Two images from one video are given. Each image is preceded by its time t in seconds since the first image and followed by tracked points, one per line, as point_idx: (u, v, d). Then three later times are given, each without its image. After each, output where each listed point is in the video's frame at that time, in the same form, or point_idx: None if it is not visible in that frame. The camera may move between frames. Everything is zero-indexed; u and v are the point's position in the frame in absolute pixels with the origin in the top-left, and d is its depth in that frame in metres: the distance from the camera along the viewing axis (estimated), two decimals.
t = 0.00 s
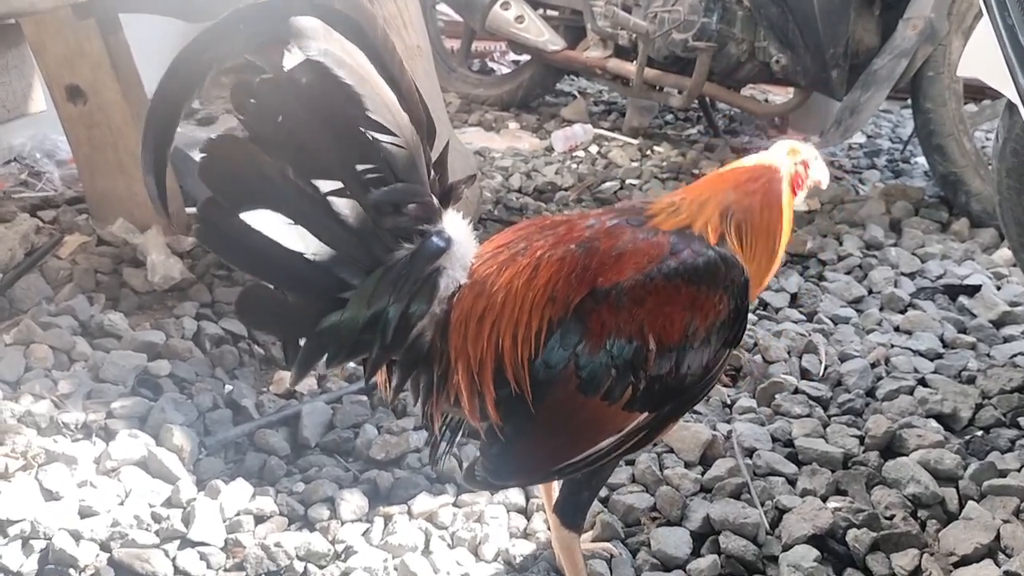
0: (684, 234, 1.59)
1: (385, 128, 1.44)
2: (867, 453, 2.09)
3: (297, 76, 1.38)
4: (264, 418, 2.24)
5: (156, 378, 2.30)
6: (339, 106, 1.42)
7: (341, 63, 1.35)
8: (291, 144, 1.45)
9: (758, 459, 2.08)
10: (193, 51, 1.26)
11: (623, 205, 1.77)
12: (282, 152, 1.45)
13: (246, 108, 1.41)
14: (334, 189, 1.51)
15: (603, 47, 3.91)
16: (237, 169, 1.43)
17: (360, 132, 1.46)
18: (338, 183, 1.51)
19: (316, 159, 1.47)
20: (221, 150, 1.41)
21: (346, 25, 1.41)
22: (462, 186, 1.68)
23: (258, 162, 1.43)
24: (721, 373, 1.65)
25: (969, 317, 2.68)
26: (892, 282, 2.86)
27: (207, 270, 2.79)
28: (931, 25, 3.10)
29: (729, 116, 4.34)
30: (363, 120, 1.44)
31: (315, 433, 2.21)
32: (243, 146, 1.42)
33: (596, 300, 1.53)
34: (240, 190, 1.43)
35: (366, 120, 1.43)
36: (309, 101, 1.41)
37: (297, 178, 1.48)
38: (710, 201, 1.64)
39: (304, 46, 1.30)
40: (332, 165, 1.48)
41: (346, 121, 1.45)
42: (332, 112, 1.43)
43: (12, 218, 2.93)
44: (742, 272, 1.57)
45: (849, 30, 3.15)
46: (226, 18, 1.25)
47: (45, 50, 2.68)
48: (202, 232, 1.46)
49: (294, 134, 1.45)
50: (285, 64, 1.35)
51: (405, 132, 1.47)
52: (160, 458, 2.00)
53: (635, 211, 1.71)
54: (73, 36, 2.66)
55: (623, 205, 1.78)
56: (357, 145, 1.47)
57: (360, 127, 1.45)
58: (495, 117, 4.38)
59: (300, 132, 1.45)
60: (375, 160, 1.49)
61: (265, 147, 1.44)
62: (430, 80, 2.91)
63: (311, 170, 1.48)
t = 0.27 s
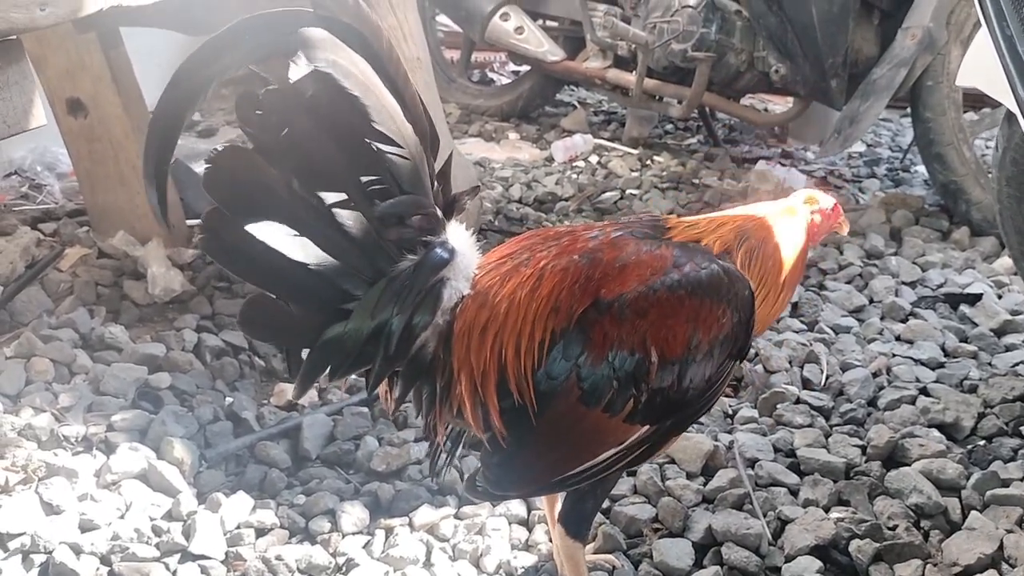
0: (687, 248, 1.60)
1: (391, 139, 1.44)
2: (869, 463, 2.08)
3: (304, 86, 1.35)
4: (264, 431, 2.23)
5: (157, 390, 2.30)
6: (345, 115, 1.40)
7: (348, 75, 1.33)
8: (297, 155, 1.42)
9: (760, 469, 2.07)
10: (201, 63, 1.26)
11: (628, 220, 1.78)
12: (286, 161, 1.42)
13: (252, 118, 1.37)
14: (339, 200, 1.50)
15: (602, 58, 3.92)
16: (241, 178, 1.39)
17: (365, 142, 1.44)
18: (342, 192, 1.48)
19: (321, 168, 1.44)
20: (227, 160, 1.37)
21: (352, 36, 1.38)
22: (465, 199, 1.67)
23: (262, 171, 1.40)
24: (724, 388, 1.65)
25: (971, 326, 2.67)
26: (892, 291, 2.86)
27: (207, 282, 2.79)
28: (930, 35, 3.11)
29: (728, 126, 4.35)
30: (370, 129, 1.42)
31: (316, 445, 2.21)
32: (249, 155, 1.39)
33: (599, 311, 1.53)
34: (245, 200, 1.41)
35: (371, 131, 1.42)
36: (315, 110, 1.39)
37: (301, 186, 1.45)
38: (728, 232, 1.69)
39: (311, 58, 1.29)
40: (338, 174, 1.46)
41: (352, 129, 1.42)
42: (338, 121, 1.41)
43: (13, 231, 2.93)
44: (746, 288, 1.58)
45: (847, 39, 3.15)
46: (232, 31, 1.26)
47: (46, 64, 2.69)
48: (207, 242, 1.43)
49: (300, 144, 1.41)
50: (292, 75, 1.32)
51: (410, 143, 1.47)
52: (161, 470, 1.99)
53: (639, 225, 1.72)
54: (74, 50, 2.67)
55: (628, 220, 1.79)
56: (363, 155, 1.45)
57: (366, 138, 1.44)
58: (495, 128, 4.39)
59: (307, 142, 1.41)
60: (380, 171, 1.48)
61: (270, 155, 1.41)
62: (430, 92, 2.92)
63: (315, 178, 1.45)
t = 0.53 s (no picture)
0: (690, 249, 1.59)
1: (394, 133, 1.44)
2: (869, 462, 2.08)
3: (310, 80, 1.39)
4: (264, 431, 2.23)
5: (156, 392, 2.30)
6: (350, 110, 1.43)
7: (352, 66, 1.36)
8: (303, 151, 1.45)
9: (761, 468, 2.07)
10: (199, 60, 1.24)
11: (635, 219, 1.77)
12: (292, 157, 1.45)
13: (258, 114, 1.41)
14: (345, 198, 1.52)
15: (601, 57, 3.92)
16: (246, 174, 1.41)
17: (371, 136, 1.46)
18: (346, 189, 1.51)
19: (327, 165, 1.47)
20: (231, 158, 1.39)
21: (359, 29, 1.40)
22: (470, 194, 1.67)
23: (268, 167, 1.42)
24: (726, 397, 1.63)
25: (970, 324, 2.68)
26: (892, 289, 2.86)
27: (206, 283, 2.79)
28: (928, 34, 3.12)
29: (727, 125, 4.35)
30: (375, 123, 1.44)
31: (316, 445, 2.21)
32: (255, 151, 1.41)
33: (599, 309, 1.53)
34: (249, 194, 1.42)
35: (377, 125, 1.44)
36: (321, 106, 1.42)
37: (308, 182, 1.48)
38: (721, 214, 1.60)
39: (318, 50, 1.33)
40: (343, 172, 1.49)
41: (358, 124, 1.45)
42: (344, 116, 1.43)
43: (12, 233, 2.93)
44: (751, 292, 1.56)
45: (846, 38, 3.16)
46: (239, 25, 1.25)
47: (44, 65, 2.69)
48: (210, 232, 1.42)
49: (306, 140, 1.44)
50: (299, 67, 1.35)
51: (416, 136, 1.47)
52: (161, 472, 1.99)
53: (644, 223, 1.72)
54: (73, 51, 2.66)
55: (635, 217, 1.79)
56: (368, 150, 1.48)
57: (370, 132, 1.46)
58: (494, 128, 4.39)
59: (313, 138, 1.44)
60: (385, 167, 1.50)
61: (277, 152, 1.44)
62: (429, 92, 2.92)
63: (322, 175, 1.48)
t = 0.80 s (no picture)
0: (686, 243, 1.60)
1: (392, 140, 1.44)
2: (866, 460, 2.08)
3: (307, 87, 1.39)
4: (262, 431, 2.23)
5: (153, 392, 2.30)
6: (346, 116, 1.44)
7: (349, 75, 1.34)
8: (299, 159, 1.45)
9: (759, 467, 2.07)
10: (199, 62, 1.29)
11: (628, 213, 1.77)
12: (291, 164, 1.45)
13: (254, 119, 1.40)
14: (341, 203, 1.51)
15: (598, 57, 3.91)
16: (243, 181, 1.39)
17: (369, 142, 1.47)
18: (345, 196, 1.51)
19: (324, 171, 1.48)
20: (230, 163, 1.37)
21: (354, 36, 1.39)
22: (467, 199, 1.67)
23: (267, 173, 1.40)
24: (729, 391, 1.65)
25: (968, 323, 2.68)
26: (889, 288, 2.86)
27: (204, 283, 2.79)
28: (925, 33, 3.12)
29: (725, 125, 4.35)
30: (371, 130, 1.44)
31: (314, 445, 2.20)
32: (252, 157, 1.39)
33: (600, 311, 1.53)
34: (247, 202, 1.41)
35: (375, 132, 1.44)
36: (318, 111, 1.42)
37: (306, 189, 1.48)
38: (703, 179, 1.63)
39: (314, 59, 1.32)
40: (342, 178, 1.49)
41: (354, 131, 1.46)
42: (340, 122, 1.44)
43: (9, 233, 2.92)
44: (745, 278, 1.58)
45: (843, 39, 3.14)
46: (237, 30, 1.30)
47: (41, 66, 2.68)
48: (210, 240, 1.41)
49: (304, 147, 1.44)
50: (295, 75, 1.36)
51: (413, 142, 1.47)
52: (158, 472, 1.99)
53: (638, 218, 1.72)
54: (69, 52, 2.66)
55: (627, 211, 1.79)
56: (365, 156, 1.48)
57: (369, 139, 1.47)
58: (491, 127, 4.39)
59: (310, 145, 1.44)
60: (382, 172, 1.50)
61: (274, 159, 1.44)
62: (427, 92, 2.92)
63: (320, 183, 1.49)
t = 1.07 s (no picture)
0: (682, 244, 1.61)
1: (394, 144, 1.45)
2: (864, 461, 2.09)
3: (310, 90, 1.39)
4: (260, 433, 2.23)
5: (152, 394, 2.30)
6: (349, 121, 1.44)
7: (355, 78, 1.36)
8: (301, 163, 1.45)
9: (757, 468, 2.08)
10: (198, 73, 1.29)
11: (621, 215, 1.77)
12: (291, 167, 1.45)
13: (254, 122, 1.39)
14: (341, 207, 1.52)
15: (596, 59, 3.92)
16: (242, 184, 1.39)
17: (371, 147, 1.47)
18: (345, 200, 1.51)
19: (323, 174, 1.48)
20: (231, 166, 1.37)
21: (357, 40, 1.39)
22: (467, 204, 1.68)
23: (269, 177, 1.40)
24: (723, 384, 1.66)
25: (965, 324, 2.68)
26: (887, 289, 2.87)
27: (202, 285, 2.79)
28: (922, 34, 3.12)
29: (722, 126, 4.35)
30: (373, 134, 1.45)
31: (312, 447, 2.21)
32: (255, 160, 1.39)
33: (599, 314, 1.53)
34: (246, 207, 1.41)
35: (376, 136, 1.44)
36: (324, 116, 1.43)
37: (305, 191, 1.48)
38: (701, 182, 1.65)
39: (318, 61, 1.33)
40: (341, 180, 1.49)
41: (356, 135, 1.46)
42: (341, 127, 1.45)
43: (7, 235, 2.92)
44: (740, 278, 1.61)
45: (840, 40, 3.14)
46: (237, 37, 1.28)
47: (39, 69, 2.68)
48: (209, 244, 1.42)
49: (304, 150, 1.44)
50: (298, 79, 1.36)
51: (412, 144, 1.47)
52: (157, 474, 1.99)
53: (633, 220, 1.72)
54: (68, 55, 2.66)
55: (619, 214, 1.79)
56: (366, 160, 1.48)
57: (370, 142, 1.46)
58: (489, 129, 4.39)
59: (310, 148, 1.44)
60: (383, 176, 1.50)
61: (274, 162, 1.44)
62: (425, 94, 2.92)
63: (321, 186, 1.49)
